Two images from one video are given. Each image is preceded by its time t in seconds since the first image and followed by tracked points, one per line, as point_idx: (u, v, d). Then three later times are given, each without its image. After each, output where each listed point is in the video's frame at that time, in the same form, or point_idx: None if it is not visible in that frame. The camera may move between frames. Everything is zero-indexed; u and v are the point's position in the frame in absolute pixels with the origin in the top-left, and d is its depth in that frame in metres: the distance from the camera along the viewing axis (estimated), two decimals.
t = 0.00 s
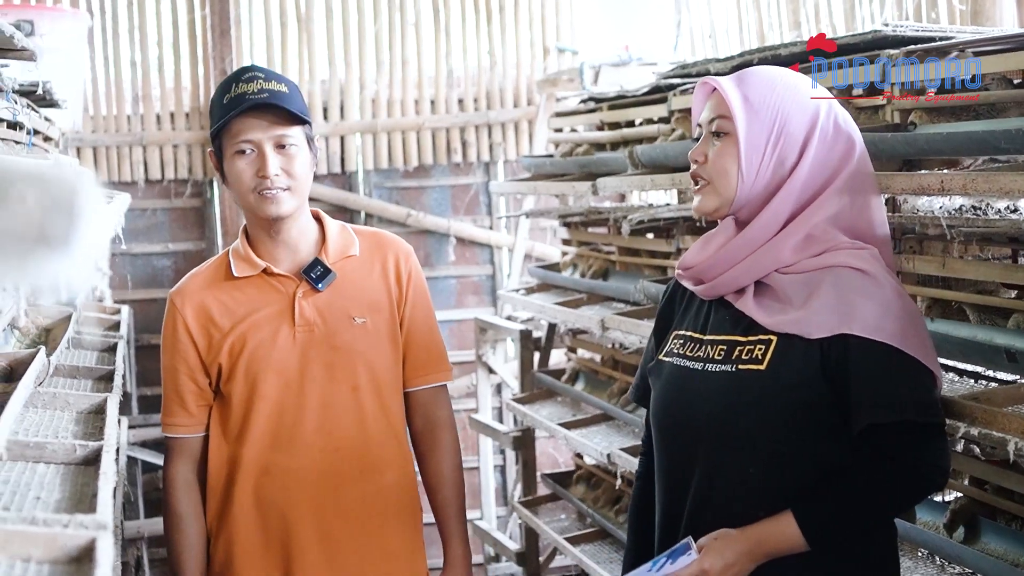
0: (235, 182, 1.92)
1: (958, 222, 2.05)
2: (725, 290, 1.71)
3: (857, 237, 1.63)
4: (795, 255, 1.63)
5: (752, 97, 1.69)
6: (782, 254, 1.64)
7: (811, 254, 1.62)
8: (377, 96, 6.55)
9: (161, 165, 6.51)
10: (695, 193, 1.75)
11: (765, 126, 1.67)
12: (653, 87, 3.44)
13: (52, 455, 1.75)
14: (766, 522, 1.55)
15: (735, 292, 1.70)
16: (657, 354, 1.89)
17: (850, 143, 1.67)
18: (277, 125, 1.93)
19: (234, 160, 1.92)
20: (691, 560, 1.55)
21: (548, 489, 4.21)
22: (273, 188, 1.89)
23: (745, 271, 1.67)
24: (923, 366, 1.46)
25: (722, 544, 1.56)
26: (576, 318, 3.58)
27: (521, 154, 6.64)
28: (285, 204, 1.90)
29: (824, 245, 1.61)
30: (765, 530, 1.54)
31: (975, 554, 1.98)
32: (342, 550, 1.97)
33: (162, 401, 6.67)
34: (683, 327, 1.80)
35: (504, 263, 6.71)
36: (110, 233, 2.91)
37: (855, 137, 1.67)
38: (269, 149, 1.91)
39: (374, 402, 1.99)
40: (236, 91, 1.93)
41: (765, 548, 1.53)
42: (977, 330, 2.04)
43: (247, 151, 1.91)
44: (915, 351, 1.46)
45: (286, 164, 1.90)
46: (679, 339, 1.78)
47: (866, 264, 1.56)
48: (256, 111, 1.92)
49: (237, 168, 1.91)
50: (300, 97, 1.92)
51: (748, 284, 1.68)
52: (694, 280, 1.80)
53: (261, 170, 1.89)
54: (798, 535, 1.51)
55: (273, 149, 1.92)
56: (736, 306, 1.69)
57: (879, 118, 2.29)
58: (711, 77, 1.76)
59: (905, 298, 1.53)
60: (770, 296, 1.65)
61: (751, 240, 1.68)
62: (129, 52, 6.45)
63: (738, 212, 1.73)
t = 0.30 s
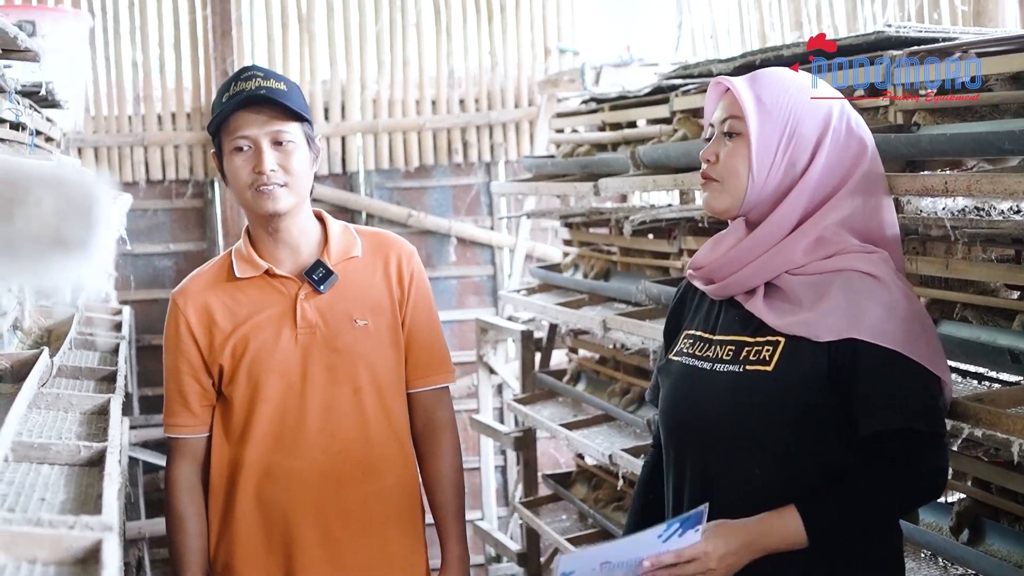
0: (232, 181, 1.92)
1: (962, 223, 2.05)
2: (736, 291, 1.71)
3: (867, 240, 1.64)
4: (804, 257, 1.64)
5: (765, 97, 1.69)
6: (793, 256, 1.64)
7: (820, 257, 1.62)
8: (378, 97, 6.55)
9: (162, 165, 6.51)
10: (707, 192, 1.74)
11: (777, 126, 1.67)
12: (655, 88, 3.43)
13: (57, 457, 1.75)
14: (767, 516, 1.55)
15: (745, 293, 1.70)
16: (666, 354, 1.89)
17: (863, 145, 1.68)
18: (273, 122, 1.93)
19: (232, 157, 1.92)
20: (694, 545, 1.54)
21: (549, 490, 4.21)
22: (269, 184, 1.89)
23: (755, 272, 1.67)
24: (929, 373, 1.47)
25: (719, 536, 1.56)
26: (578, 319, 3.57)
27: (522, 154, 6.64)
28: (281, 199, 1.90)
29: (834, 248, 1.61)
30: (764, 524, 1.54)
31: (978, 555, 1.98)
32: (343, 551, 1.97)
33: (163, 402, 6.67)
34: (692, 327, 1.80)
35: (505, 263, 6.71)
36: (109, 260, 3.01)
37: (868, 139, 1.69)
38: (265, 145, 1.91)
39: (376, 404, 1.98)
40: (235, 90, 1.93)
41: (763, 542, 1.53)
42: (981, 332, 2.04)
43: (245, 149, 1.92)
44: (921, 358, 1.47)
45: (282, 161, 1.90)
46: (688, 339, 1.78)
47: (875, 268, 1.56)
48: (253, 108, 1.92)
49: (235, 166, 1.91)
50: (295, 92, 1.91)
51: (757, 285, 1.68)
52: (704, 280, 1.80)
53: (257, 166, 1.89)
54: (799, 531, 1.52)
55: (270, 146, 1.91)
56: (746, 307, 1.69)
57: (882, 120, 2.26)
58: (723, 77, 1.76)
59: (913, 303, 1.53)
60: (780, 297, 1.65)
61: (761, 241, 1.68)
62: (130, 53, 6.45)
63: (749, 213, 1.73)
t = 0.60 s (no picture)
0: (232, 184, 1.92)
1: (962, 224, 2.05)
2: (740, 292, 1.71)
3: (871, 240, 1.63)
4: (807, 258, 1.63)
5: (772, 100, 1.69)
6: (796, 257, 1.64)
7: (824, 258, 1.62)
8: (376, 97, 6.55)
9: (161, 166, 6.51)
10: (712, 195, 1.74)
11: (785, 127, 1.67)
12: (654, 88, 3.42)
13: (55, 459, 1.74)
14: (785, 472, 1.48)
15: (748, 295, 1.70)
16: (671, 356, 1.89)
17: (868, 147, 1.69)
18: (271, 125, 1.92)
19: (232, 160, 1.92)
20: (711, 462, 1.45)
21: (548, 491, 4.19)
22: (270, 187, 1.88)
23: (759, 273, 1.67)
24: (930, 374, 1.47)
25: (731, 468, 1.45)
26: (576, 320, 3.56)
27: (520, 155, 6.64)
28: (280, 204, 1.91)
29: (837, 250, 1.61)
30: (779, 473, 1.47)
31: (979, 556, 1.98)
32: (345, 552, 1.97)
33: (162, 403, 6.66)
34: (697, 328, 1.80)
35: (504, 264, 6.71)
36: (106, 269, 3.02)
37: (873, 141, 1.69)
38: (265, 148, 1.90)
39: (377, 404, 1.98)
40: (235, 92, 1.92)
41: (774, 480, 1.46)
42: (980, 332, 2.04)
43: (244, 153, 1.91)
44: (923, 359, 1.46)
45: (286, 164, 1.90)
46: (693, 340, 1.78)
47: (879, 269, 1.56)
48: (254, 111, 1.92)
49: (235, 168, 1.91)
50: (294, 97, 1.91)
51: (762, 286, 1.68)
52: (710, 281, 1.80)
53: (256, 169, 1.89)
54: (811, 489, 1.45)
55: (271, 149, 1.91)
56: (750, 308, 1.69)
57: (880, 120, 2.26)
58: (728, 79, 1.76)
59: (917, 305, 1.53)
60: (783, 298, 1.65)
61: (765, 242, 1.68)
62: (129, 53, 6.44)
63: (754, 214, 1.72)
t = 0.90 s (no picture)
0: (230, 186, 1.92)
1: (964, 225, 2.04)
2: (743, 293, 1.70)
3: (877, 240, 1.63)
4: (811, 259, 1.63)
5: (775, 99, 1.67)
6: (800, 257, 1.64)
7: (828, 258, 1.61)
8: (374, 96, 6.54)
9: (158, 165, 6.50)
10: (713, 196, 1.73)
11: (787, 127, 1.66)
12: (653, 88, 3.42)
13: (53, 460, 1.73)
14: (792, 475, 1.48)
15: (752, 295, 1.70)
16: (671, 356, 1.88)
17: (871, 148, 1.68)
18: (269, 127, 1.91)
19: (232, 161, 1.92)
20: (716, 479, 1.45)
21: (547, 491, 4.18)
22: (271, 188, 1.88)
23: (763, 274, 1.67)
24: (936, 374, 1.46)
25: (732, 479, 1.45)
26: (575, 320, 3.55)
27: (519, 154, 6.62)
28: (282, 205, 1.90)
29: (841, 250, 1.60)
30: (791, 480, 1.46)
31: (980, 558, 1.98)
32: (350, 552, 1.95)
33: (159, 403, 6.64)
34: (699, 328, 1.80)
35: (502, 263, 6.69)
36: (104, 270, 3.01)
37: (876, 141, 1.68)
38: (264, 149, 1.90)
39: (381, 404, 1.97)
40: (234, 93, 1.91)
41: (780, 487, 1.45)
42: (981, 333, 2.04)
43: (243, 154, 1.91)
44: (929, 359, 1.46)
45: (286, 164, 1.90)
46: (695, 340, 1.78)
47: (883, 269, 1.55)
48: (253, 112, 1.91)
49: (234, 170, 1.91)
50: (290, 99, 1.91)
51: (766, 286, 1.68)
52: (713, 282, 1.79)
53: (256, 170, 1.88)
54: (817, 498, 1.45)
55: (271, 149, 1.90)
56: (753, 308, 1.68)
57: (880, 121, 2.25)
58: (729, 80, 1.75)
59: (920, 304, 1.52)
60: (786, 299, 1.65)
61: (768, 243, 1.68)
62: (126, 52, 6.43)
63: (757, 214, 1.72)
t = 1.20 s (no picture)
0: (240, 188, 1.91)
1: (965, 227, 2.05)
2: (744, 296, 1.70)
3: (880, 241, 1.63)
4: (812, 261, 1.63)
5: (773, 100, 1.68)
6: (802, 259, 1.64)
7: (829, 260, 1.61)
8: (373, 97, 6.55)
9: (157, 166, 6.50)
10: (713, 198, 1.73)
11: (784, 128, 1.66)
12: (653, 89, 3.42)
13: (54, 462, 1.73)
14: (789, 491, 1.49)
15: (753, 298, 1.70)
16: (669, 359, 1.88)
17: (869, 151, 1.67)
18: (282, 127, 1.91)
19: (243, 162, 1.90)
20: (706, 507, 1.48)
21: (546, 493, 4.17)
22: (281, 191, 1.87)
23: (764, 276, 1.67)
24: (941, 376, 1.47)
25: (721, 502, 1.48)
26: (575, 321, 3.55)
27: (518, 155, 6.62)
28: (292, 208, 1.90)
29: (843, 251, 1.60)
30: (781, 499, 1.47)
31: (980, 560, 1.98)
32: (353, 552, 1.95)
33: (158, 404, 6.63)
34: (699, 332, 1.79)
35: (501, 264, 6.69)
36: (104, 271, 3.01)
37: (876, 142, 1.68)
38: (278, 150, 1.90)
39: (384, 404, 1.97)
40: (246, 95, 1.91)
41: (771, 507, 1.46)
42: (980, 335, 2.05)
43: (254, 155, 1.90)
44: (933, 361, 1.46)
45: (299, 166, 1.90)
46: (695, 344, 1.77)
47: (885, 271, 1.56)
48: (265, 114, 1.92)
49: (247, 171, 1.89)
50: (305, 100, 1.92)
51: (766, 289, 1.67)
52: (713, 286, 1.79)
53: (270, 171, 1.88)
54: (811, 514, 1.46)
55: (284, 151, 1.90)
56: (754, 311, 1.68)
57: (880, 123, 2.25)
58: (727, 82, 1.76)
59: (923, 306, 1.52)
60: (788, 301, 1.65)
61: (767, 246, 1.68)
62: (124, 52, 6.43)
63: (756, 217, 1.71)
